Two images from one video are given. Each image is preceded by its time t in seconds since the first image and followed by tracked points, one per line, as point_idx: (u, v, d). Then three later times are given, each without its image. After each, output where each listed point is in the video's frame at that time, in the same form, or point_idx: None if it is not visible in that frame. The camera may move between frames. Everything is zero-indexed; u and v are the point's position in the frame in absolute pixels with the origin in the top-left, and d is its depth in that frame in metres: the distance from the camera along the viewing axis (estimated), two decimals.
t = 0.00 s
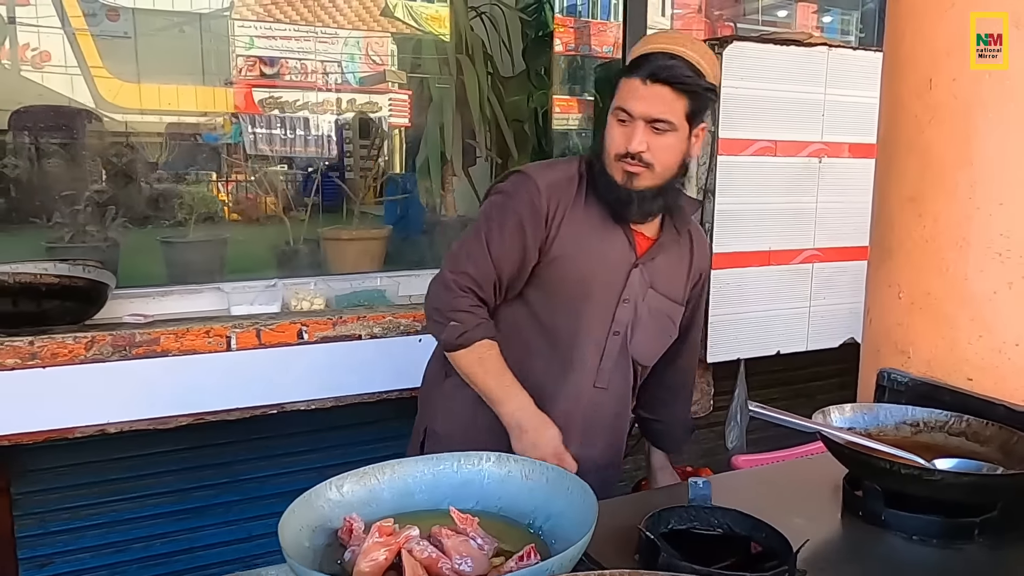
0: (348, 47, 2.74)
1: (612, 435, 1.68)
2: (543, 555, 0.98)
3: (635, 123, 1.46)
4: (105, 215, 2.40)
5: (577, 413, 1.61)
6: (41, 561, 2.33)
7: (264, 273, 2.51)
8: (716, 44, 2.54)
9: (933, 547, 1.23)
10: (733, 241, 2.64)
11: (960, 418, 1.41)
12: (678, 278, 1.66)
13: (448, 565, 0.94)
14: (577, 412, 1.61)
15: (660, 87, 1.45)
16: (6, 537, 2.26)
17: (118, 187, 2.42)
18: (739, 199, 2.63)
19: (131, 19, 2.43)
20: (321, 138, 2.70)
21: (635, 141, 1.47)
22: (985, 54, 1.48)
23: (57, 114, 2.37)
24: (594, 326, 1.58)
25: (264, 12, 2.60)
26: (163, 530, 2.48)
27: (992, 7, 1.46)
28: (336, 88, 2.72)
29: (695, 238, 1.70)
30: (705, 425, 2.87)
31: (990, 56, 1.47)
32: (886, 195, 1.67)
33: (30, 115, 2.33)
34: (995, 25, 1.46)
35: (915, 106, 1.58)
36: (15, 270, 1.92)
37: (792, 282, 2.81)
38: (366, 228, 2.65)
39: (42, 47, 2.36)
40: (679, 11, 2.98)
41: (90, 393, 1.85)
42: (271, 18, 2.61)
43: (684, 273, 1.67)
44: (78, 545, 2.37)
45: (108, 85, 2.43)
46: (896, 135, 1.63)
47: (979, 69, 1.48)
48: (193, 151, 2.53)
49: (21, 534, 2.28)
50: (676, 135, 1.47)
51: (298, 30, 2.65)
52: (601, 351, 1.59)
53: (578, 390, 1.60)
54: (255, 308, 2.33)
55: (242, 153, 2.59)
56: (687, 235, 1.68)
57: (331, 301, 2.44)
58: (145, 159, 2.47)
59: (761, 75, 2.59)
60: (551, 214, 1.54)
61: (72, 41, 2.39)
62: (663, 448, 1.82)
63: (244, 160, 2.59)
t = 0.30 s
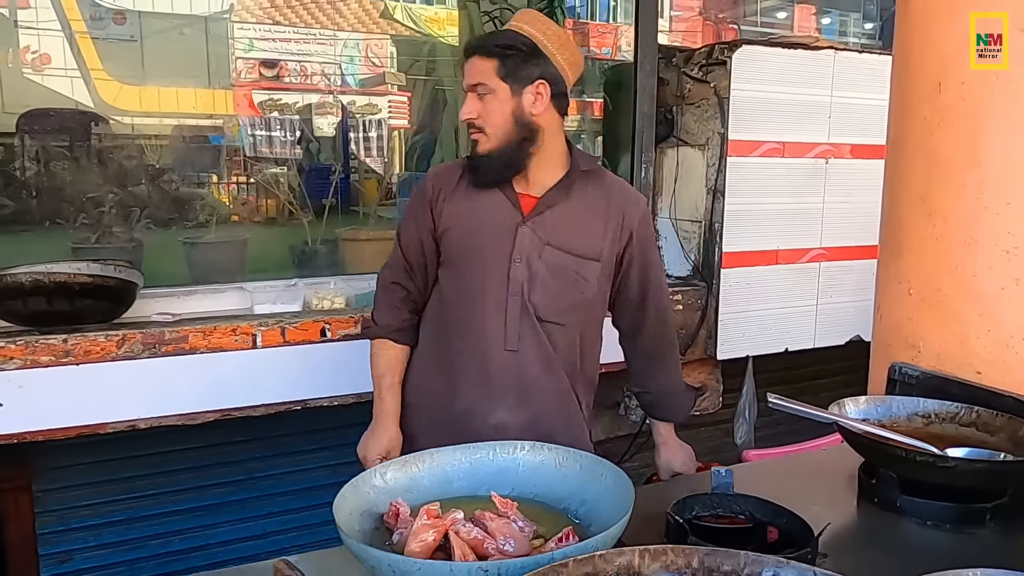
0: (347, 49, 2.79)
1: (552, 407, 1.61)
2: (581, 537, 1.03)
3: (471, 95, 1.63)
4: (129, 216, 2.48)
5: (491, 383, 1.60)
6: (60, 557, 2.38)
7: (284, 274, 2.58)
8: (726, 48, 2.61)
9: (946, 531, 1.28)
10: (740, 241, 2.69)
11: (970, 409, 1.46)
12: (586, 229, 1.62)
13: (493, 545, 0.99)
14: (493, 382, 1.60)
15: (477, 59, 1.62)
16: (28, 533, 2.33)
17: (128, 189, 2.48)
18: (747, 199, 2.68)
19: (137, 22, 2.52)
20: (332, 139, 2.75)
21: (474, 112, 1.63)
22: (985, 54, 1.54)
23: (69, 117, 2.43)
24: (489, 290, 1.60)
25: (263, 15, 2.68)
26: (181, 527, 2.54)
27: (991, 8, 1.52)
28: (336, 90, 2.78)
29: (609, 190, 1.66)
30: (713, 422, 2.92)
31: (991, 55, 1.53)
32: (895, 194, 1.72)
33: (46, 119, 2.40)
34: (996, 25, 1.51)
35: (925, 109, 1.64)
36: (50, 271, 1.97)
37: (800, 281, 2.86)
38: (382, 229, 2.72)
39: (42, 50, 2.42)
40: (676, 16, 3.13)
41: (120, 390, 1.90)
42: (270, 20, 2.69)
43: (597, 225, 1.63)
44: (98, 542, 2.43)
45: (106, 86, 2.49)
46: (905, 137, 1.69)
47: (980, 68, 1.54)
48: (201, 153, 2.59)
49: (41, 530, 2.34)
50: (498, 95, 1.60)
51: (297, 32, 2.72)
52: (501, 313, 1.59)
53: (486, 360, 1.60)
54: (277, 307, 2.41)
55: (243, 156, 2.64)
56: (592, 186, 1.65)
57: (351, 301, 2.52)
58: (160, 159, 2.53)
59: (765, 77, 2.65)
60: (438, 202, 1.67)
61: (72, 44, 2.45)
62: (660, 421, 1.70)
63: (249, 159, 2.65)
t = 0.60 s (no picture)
0: (346, 50, 2.85)
1: (455, 390, 1.74)
2: (617, 522, 1.08)
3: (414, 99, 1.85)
4: (152, 217, 2.55)
5: (408, 361, 1.80)
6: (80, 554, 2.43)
7: (305, 273, 2.63)
8: (737, 51, 2.65)
9: (963, 519, 1.33)
10: (750, 241, 2.74)
11: (983, 402, 1.50)
12: (488, 214, 1.68)
13: (536, 528, 1.03)
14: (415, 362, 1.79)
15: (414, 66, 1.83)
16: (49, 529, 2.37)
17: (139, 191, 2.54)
18: (757, 199, 2.73)
19: (145, 23, 2.60)
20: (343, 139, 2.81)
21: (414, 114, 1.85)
22: (985, 53, 1.60)
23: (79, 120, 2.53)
24: (419, 279, 1.80)
25: (261, 16, 2.75)
26: (199, 523, 2.58)
27: (993, 9, 1.58)
28: (334, 91, 2.82)
29: (518, 172, 1.68)
30: (722, 420, 2.97)
31: (991, 55, 1.59)
32: (908, 194, 1.77)
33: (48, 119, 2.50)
34: (996, 25, 1.57)
35: (937, 112, 1.69)
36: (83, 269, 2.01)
37: (809, 279, 2.91)
38: (397, 229, 2.78)
39: (43, 51, 2.50)
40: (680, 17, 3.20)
41: (149, 388, 1.94)
42: (269, 22, 2.76)
43: (496, 208, 1.68)
44: (117, 539, 2.47)
45: (105, 88, 2.58)
46: (918, 139, 1.74)
47: (979, 68, 1.61)
48: (209, 154, 2.66)
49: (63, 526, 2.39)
50: (422, 102, 1.79)
51: (298, 34, 2.79)
52: (419, 298, 1.78)
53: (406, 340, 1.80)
54: (300, 306, 2.46)
55: (243, 158, 2.70)
56: (501, 172, 1.70)
57: (371, 300, 2.58)
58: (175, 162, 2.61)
59: (773, 79, 2.70)
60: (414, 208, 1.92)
61: (72, 45, 2.53)
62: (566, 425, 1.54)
63: (258, 159, 2.71)
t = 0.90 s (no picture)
0: (347, 51, 2.88)
1: (400, 388, 1.77)
2: (642, 521, 1.11)
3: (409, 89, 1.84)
4: (171, 223, 2.61)
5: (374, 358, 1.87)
6: (96, 554, 2.46)
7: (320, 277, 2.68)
8: (745, 56, 2.70)
9: (975, 517, 1.36)
10: (759, 243, 2.78)
11: (993, 403, 1.53)
12: (440, 215, 1.70)
13: (565, 526, 1.06)
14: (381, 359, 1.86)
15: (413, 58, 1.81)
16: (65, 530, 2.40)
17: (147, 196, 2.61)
18: (765, 203, 2.77)
19: (150, 27, 2.65)
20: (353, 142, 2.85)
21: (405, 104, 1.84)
22: (985, 54, 1.64)
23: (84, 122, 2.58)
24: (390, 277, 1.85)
25: (264, 18, 2.79)
26: (213, 524, 2.61)
27: (993, 9, 1.62)
28: (336, 92, 2.86)
29: (471, 173, 1.67)
30: (729, 420, 3.01)
31: (991, 55, 1.63)
32: (917, 198, 1.81)
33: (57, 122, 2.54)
34: (996, 25, 1.61)
35: (946, 117, 1.72)
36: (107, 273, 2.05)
37: (817, 281, 2.95)
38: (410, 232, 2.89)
39: (44, 54, 2.54)
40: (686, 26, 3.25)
41: (167, 389, 1.98)
42: (271, 23, 2.80)
43: (446, 207, 1.69)
44: (132, 539, 2.50)
45: (108, 90, 2.62)
46: (928, 143, 1.77)
47: (979, 68, 1.65)
48: (215, 157, 2.72)
49: (79, 527, 2.42)
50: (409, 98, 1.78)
51: (298, 36, 2.82)
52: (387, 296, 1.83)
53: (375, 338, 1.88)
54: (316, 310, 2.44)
55: (244, 160, 2.75)
56: (457, 173, 1.71)
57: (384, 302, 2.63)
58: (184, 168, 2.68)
59: (780, 83, 2.73)
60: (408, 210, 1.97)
61: (74, 47, 2.57)
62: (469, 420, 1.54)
63: (275, 160, 2.78)
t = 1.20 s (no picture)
0: (347, 53, 2.90)
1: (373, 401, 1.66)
2: (663, 516, 1.12)
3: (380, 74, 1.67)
4: (183, 223, 2.63)
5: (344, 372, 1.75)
6: (105, 554, 2.45)
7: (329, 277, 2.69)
8: (753, 57, 2.71)
9: (989, 514, 1.37)
10: (766, 243, 2.79)
11: (1005, 401, 1.55)
12: (410, 218, 1.57)
13: (587, 522, 1.07)
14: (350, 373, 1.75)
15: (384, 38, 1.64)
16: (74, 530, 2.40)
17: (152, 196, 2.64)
18: (772, 203, 2.78)
19: (153, 28, 2.67)
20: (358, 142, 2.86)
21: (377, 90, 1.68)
22: (985, 54, 1.67)
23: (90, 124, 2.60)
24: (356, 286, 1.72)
25: (264, 19, 2.79)
26: (222, 524, 2.62)
27: (992, 10, 1.65)
28: (337, 93, 2.88)
29: (443, 174, 1.55)
30: (734, 420, 3.02)
31: (990, 55, 1.67)
32: (926, 199, 1.82)
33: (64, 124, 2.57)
34: (996, 25, 1.64)
35: (957, 118, 1.73)
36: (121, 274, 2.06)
37: (824, 281, 2.96)
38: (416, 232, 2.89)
39: (45, 55, 2.55)
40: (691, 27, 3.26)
41: (181, 388, 1.99)
42: (271, 24, 2.80)
43: (417, 211, 1.56)
44: (141, 539, 2.50)
45: (108, 91, 2.64)
46: (938, 144, 1.78)
47: (980, 68, 1.68)
48: (219, 158, 2.74)
49: (88, 527, 2.42)
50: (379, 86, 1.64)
51: (299, 37, 2.83)
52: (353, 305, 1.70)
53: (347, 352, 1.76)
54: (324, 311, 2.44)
55: (243, 160, 2.76)
56: (427, 174, 1.58)
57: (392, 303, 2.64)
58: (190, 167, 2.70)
59: (786, 83, 2.75)
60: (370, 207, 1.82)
61: (75, 48, 2.58)
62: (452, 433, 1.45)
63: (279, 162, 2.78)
